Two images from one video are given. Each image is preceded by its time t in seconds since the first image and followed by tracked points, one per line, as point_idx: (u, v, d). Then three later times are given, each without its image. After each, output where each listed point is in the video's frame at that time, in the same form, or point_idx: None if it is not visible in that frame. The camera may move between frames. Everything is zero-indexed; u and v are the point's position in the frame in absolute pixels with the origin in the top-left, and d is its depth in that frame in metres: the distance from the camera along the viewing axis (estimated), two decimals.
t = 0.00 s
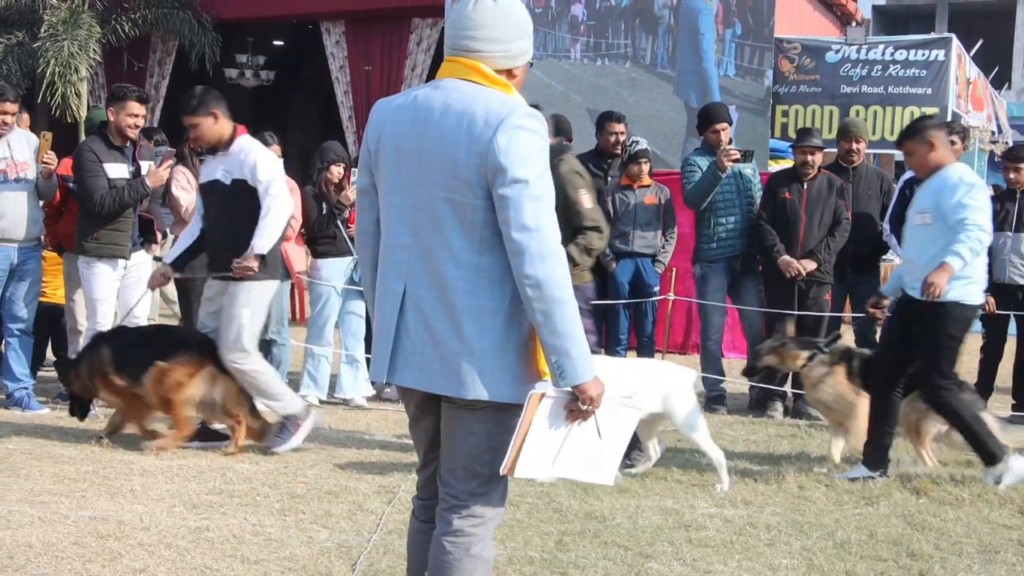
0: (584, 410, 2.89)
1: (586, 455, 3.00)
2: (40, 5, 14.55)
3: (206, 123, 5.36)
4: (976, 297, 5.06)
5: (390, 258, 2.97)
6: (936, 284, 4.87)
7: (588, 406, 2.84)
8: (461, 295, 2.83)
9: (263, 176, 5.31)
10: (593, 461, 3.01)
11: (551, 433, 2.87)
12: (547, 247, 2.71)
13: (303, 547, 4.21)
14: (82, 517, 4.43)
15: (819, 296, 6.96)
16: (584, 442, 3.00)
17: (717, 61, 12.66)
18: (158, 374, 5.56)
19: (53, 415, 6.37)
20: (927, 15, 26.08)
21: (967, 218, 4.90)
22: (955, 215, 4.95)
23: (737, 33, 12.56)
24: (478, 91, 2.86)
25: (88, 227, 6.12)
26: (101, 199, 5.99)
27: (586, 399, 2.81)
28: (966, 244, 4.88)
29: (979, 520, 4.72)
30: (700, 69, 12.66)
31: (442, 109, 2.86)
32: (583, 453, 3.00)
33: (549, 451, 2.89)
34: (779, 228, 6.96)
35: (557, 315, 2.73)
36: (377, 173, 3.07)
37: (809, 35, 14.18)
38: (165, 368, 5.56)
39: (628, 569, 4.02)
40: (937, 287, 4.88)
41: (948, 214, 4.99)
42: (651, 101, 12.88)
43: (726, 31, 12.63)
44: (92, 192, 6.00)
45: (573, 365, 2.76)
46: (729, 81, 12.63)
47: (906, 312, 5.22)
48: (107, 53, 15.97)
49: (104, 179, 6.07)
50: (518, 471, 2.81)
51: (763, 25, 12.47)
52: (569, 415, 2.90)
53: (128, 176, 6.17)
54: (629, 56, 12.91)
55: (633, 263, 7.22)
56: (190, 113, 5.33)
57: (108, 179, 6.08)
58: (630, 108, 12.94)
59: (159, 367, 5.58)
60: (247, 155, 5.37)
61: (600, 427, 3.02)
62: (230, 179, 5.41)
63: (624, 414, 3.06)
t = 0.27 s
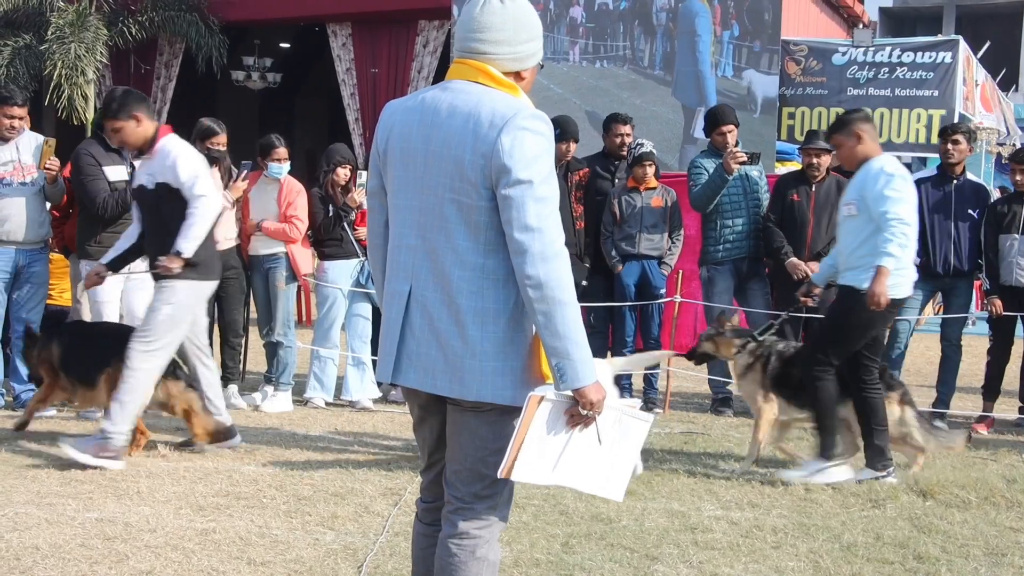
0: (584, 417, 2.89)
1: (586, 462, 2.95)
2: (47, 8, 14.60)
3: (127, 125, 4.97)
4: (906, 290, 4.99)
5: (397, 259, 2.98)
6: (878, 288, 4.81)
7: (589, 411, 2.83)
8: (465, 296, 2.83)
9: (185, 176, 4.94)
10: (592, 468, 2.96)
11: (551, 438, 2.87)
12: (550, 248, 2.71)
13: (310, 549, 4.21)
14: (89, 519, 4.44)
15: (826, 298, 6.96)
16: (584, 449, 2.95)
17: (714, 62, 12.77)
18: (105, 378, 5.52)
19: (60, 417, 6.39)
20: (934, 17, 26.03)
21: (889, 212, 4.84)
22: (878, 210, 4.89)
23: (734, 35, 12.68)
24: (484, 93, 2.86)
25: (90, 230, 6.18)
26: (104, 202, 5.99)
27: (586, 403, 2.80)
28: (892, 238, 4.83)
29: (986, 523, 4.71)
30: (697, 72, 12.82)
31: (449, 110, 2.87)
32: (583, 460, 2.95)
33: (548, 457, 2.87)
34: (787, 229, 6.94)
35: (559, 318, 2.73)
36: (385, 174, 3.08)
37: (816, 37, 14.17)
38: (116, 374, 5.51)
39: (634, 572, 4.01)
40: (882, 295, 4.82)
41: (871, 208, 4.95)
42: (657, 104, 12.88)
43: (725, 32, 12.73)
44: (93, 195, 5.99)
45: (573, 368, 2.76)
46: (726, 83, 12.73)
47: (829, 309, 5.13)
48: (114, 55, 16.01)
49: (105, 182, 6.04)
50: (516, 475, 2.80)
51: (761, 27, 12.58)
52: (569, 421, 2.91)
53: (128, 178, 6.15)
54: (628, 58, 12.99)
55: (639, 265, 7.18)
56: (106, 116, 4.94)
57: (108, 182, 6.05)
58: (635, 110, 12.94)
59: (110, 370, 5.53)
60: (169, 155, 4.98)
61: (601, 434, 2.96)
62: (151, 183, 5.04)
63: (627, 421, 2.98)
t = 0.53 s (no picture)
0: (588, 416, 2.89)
1: (589, 463, 2.95)
2: (51, 10, 14.62)
3: (52, 117, 4.91)
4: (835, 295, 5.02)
5: (401, 259, 2.98)
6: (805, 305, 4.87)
7: (595, 411, 2.84)
8: (469, 296, 2.83)
9: (100, 176, 4.84)
10: (597, 469, 2.95)
11: (555, 438, 2.87)
12: (554, 248, 2.71)
13: (313, 550, 4.22)
14: (93, 520, 4.44)
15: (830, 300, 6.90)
16: (587, 449, 2.95)
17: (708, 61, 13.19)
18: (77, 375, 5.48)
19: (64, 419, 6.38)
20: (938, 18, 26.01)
21: (811, 228, 4.86)
22: (802, 224, 4.91)
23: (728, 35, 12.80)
24: (489, 93, 2.86)
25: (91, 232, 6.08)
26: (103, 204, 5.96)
27: (591, 404, 2.81)
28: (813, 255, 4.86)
29: (990, 524, 4.70)
30: (692, 72, 13.23)
31: (454, 109, 2.87)
32: (586, 460, 2.95)
33: (551, 459, 2.86)
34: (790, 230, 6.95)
35: (563, 318, 2.72)
36: (390, 175, 3.09)
37: (819, 38, 14.15)
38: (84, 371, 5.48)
39: (638, 573, 4.01)
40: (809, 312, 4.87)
41: (796, 222, 4.95)
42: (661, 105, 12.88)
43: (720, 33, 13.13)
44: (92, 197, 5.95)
45: (578, 368, 2.76)
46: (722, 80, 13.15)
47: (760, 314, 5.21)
48: (118, 57, 16.03)
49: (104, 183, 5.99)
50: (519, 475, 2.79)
51: (754, 30, 12.99)
52: (573, 420, 2.91)
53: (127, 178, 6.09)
54: (624, 59, 13.43)
55: (643, 266, 7.17)
56: (32, 106, 4.88)
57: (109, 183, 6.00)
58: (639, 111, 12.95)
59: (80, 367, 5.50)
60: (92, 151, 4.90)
61: (605, 434, 2.97)
62: (71, 180, 4.96)
63: (631, 421, 2.99)
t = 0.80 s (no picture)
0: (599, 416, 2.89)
1: (600, 464, 2.95)
2: (55, 11, 14.64)
3: None
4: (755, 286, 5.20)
5: (407, 262, 2.99)
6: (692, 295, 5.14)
7: (605, 412, 2.84)
8: (475, 298, 2.83)
9: (11, 167, 4.66)
10: (608, 470, 2.95)
11: (566, 439, 2.87)
12: (562, 249, 2.71)
13: (317, 551, 4.22)
14: (97, 521, 4.45)
15: (833, 300, 6.90)
16: (598, 450, 2.95)
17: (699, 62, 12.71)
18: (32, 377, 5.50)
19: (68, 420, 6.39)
20: (942, 19, 26.00)
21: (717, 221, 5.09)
22: (711, 218, 5.13)
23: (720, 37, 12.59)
24: (493, 95, 2.86)
25: (88, 235, 6.04)
26: (102, 208, 5.92)
27: (601, 404, 2.81)
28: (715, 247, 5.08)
29: (994, 525, 4.69)
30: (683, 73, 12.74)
31: (459, 112, 2.87)
32: (598, 461, 2.94)
33: (562, 459, 2.87)
34: (794, 231, 6.97)
35: (571, 319, 2.72)
36: (395, 178, 3.09)
37: (823, 38, 14.15)
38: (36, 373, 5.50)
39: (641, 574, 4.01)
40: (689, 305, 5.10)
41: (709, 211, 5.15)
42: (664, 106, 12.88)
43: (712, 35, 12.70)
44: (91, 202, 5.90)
45: (587, 370, 2.76)
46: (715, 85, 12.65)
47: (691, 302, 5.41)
48: (121, 59, 16.06)
49: (103, 187, 5.97)
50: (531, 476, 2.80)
51: (744, 30, 12.46)
52: (585, 421, 2.90)
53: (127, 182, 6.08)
54: (616, 60, 12.95)
55: (646, 267, 7.16)
56: None
57: (108, 187, 5.98)
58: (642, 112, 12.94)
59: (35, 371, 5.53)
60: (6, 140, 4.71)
61: (617, 435, 2.97)
62: None
63: (643, 420, 2.99)
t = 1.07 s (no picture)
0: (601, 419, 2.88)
1: (601, 467, 2.94)
2: (59, 12, 14.66)
3: None
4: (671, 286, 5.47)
5: (412, 264, 2.99)
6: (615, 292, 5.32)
7: (607, 415, 2.83)
8: (478, 301, 2.83)
9: None
10: (611, 473, 2.95)
11: (567, 443, 2.86)
12: (563, 251, 2.71)
13: (320, 552, 4.22)
14: (100, 522, 4.46)
15: (836, 301, 6.93)
16: (600, 453, 2.94)
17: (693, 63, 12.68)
18: None
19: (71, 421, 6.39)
20: (945, 20, 25.98)
21: (635, 217, 5.25)
22: (629, 214, 5.29)
23: (713, 37, 12.60)
24: (497, 96, 2.86)
25: (89, 237, 6.11)
26: (99, 210, 5.95)
27: (603, 407, 2.80)
28: (634, 244, 5.26)
29: (997, 526, 4.68)
30: (677, 75, 12.66)
31: (462, 113, 2.88)
32: (600, 465, 2.94)
33: (563, 464, 2.86)
34: (796, 233, 6.92)
35: (572, 322, 2.72)
36: (401, 179, 3.09)
37: (826, 39, 14.14)
38: None
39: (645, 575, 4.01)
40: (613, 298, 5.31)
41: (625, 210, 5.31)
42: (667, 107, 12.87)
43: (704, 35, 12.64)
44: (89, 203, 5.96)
45: (589, 372, 2.76)
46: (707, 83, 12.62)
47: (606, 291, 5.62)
48: (125, 60, 16.09)
49: (102, 189, 6.02)
50: (532, 479, 2.80)
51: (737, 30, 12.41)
52: (586, 424, 2.90)
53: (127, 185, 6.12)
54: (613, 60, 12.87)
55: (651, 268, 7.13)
56: None
57: (107, 189, 6.03)
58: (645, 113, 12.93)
59: None
60: None
61: (619, 439, 2.96)
62: None
63: (647, 424, 2.97)
